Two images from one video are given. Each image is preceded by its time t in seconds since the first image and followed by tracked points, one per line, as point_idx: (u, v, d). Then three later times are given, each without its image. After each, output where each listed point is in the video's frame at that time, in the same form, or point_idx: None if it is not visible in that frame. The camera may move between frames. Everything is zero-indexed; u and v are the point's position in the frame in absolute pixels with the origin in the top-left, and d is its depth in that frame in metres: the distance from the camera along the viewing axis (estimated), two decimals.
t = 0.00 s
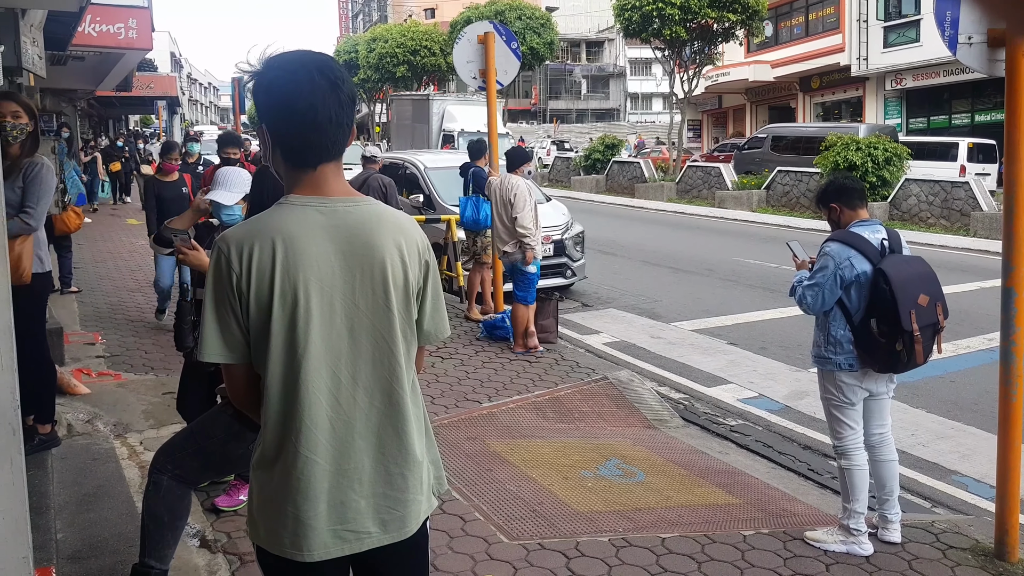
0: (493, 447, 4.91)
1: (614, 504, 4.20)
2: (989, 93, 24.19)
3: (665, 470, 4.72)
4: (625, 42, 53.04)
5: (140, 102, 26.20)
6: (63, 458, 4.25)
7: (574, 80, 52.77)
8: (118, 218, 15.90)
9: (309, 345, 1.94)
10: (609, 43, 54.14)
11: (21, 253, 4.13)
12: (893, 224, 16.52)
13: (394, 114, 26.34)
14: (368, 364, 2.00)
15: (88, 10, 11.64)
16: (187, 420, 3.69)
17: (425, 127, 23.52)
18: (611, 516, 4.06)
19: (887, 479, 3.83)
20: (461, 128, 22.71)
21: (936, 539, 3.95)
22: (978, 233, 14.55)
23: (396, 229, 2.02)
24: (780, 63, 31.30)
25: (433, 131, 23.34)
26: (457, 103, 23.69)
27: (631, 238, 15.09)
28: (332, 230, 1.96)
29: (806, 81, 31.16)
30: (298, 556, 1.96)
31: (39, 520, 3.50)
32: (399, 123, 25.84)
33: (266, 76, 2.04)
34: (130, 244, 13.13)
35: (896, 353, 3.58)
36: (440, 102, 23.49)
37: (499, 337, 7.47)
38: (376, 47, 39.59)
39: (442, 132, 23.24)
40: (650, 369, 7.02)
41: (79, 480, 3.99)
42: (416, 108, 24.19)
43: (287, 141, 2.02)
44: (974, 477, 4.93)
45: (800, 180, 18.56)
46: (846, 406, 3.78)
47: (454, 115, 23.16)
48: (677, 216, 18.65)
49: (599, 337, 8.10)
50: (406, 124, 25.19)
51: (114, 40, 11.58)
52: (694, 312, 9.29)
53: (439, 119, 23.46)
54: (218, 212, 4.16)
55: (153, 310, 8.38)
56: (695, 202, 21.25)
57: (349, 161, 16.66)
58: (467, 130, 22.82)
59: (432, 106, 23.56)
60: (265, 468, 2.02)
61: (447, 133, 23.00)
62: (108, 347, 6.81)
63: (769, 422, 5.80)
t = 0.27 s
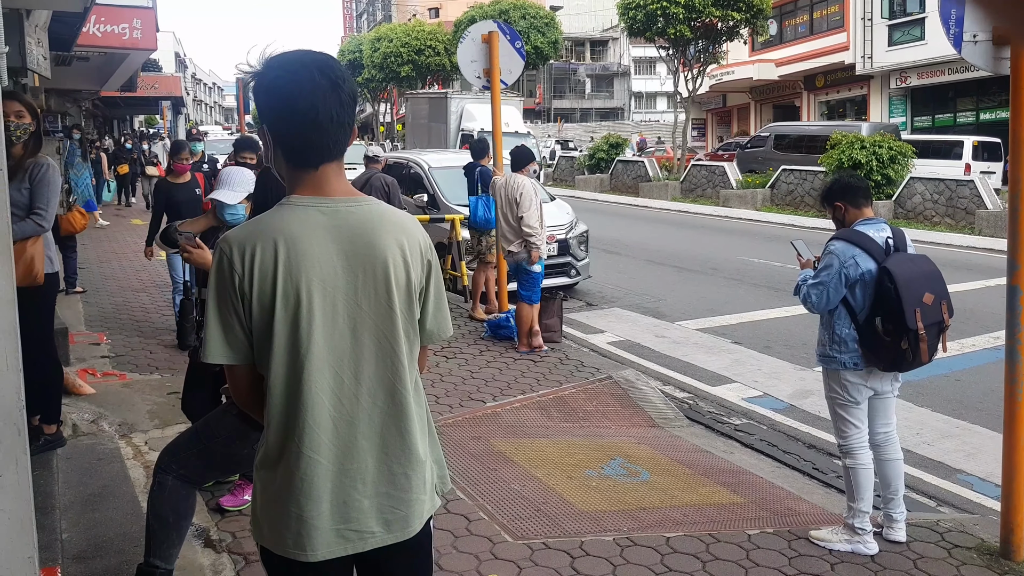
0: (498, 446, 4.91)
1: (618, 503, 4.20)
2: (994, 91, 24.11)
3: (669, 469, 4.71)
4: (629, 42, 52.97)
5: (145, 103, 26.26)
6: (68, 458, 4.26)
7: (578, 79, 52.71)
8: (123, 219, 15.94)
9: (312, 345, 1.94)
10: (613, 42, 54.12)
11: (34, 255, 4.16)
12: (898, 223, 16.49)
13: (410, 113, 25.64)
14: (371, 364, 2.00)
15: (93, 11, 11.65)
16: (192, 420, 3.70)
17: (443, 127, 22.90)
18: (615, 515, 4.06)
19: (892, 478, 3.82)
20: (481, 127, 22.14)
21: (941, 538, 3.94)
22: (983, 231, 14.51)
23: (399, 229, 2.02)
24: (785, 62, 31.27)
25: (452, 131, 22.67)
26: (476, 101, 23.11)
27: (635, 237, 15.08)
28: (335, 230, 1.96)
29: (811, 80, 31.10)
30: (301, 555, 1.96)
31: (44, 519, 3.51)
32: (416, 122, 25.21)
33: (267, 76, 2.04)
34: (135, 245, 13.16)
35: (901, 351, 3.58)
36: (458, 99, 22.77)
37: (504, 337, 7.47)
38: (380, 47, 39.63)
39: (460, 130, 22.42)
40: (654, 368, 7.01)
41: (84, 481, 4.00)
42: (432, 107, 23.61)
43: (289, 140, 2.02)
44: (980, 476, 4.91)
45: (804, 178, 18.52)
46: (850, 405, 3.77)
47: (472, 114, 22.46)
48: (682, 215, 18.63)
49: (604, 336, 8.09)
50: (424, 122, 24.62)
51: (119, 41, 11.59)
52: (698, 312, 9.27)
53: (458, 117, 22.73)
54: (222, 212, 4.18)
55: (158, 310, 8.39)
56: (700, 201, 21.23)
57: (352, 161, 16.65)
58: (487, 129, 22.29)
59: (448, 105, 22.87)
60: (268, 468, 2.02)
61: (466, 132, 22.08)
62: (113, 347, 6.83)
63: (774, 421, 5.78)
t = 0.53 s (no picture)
0: (501, 446, 4.91)
1: (621, 502, 4.20)
2: (997, 89, 24.08)
3: (672, 468, 4.71)
4: (632, 41, 52.93)
5: (148, 103, 26.32)
6: (73, 458, 4.27)
7: (580, 78, 52.71)
8: (127, 219, 15.97)
9: (315, 344, 1.95)
10: (615, 41, 54.13)
11: (47, 254, 4.22)
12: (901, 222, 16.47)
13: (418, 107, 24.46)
14: (374, 363, 2.00)
15: (96, 11, 11.66)
16: (196, 420, 3.70)
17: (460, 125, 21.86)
18: (618, 515, 4.06)
19: (897, 476, 3.82)
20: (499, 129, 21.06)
21: (945, 536, 3.93)
22: (987, 230, 14.49)
23: (401, 229, 2.02)
24: (787, 60, 31.25)
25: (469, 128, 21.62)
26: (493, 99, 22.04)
27: (638, 236, 15.08)
28: (336, 230, 1.96)
29: (814, 78, 31.07)
30: (305, 555, 1.96)
31: (49, 519, 3.51)
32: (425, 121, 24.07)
33: (268, 76, 2.04)
34: (138, 245, 13.18)
35: (905, 349, 3.57)
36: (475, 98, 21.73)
37: (506, 336, 7.46)
38: (383, 47, 39.63)
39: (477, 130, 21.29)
40: (657, 368, 7.01)
41: (88, 480, 4.01)
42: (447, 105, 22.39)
43: (290, 140, 2.02)
44: (984, 475, 4.91)
45: (807, 177, 18.50)
46: (854, 403, 3.77)
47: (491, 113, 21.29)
48: (685, 214, 18.62)
49: (606, 336, 8.08)
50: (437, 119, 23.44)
51: (122, 41, 11.61)
52: (701, 311, 9.27)
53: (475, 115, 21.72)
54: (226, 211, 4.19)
55: (162, 310, 8.40)
56: (702, 200, 21.21)
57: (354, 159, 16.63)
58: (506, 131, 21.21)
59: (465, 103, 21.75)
60: (271, 468, 2.02)
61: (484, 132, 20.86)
62: (117, 347, 6.84)
63: (777, 420, 5.78)
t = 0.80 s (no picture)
0: (502, 444, 4.91)
1: (623, 501, 4.20)
2: (999, 87, 24.05)
3: (673, 467, 4.71)
4: (633, 39, 52.89)
5: (149, 102, 26.32)
6: (74, 456, 4.27)
7: (582, 77, 52.67)
8: (128, 218, 15.97)
9: (316, 343, 1.95)
10: (616, 39, 54.10)
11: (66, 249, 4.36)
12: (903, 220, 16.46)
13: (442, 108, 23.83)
14: (375, 362, 2.00)
15: (98, 10, 11.67)
16: (197, 419, 3.71)
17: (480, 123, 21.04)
18: (620, 513, 4.06)
19: (897, 475, 3.82)
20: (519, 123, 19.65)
21: (947, 535, 3.93)
22: (988, 228, 14.48)
23: (402, 228, 2.02)
24: (789, 59, 31.21)
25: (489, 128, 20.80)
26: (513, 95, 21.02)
27: (639, 235, 15.06)
28: (337, 228, 1.96)
29: (815, 77, 31.05)
30: (305, 553, 1.96)
31: (50, 517, 3.52)
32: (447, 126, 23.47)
33: (269, 75, 2.04)
34: (139, 244, 13.17)
35: (906, 348, 3.57)
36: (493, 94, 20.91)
37: (508, 335, 7.46)
38: (384, 46, 39.57)
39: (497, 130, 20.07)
40: (659, 366, 7.00)
41: (90, 479, 4.01)
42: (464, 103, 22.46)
43: (290, 139, 2.02)
44: (985, 473, 4.90)
45: (809, 176, 18.48)
46: (855, 402, 3.77)
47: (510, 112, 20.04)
48: (686, 213, 18.60)
49: (608, 334, 8.08)
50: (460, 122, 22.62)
51: (123, 40, 11.61)
52: (702, 309, 9.26)
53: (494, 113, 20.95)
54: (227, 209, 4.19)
55: (163, 309, 8.40)
56: (704, 199, 21.19)
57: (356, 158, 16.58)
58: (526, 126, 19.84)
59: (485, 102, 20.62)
60: (272, 466, 2.02)
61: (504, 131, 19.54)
62: (118, 346, 6.84)
63: (778, 419, 5.78)
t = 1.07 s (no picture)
0: (504, 443, 4.91)
1: (624, 499, 4.20)
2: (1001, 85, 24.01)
3: (675, 465, 4.71)
4: (634, 37, 52.85)
5: (150, 101, 26.32)
6: (76, 455, 4.28)
7: (583, 75, 52.60)
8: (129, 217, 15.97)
9: (317, 342, 1.95)
10: (618, 37, 54.05)
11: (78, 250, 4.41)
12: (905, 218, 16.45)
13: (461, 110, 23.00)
14: (376, 361, 2.01)
15: (99, 9, 11.67)
16: (200, 417, 3.72)
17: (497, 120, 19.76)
18: (622, 511, 4.06)
19: (898, 473, 3.82)
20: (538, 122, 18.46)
21: (948, 533, 3.93)
22: (990, 226, 14.46)
23: (404, 227, 2.02)
24: (790, 56, 31.17)
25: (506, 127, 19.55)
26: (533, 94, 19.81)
27: (640, 233, 15.05)
28: (339, 227, 1.96)
29: (817, 75, 31.03)
30: (307, 552, 1.97)
31: (53, 516, 3.52)
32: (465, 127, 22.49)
33: (271, 73, 2.04)
34: (140, 243, 13.18)
35: (909, 346, 3.57)
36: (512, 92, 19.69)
37: (509, 334, 7.47)
38: (385, 44, 39.50)
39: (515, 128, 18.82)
40: (661, 365, 7.00)
41: (92, 478, 4.02)
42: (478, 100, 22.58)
43: (292, 137, 2.02)
44: (986, 472, 4.91)
45: (810, 174, 18.46)
46: (857, 401, 3.76)
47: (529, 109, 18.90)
48: (688, 211, 18.59)
49: (609, 333, 8.08)
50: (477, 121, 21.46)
51: (124, 39, 11.61)
52: (704, 308, 9.26)
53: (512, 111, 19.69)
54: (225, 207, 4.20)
55: (165, 308, 8.41)
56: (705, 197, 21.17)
57: (358, 157, 16.58)
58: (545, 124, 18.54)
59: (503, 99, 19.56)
60: (273, 465, 2.03)
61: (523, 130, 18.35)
62: (120, 345, 6.85)
63: (780, 417, 5.78)
